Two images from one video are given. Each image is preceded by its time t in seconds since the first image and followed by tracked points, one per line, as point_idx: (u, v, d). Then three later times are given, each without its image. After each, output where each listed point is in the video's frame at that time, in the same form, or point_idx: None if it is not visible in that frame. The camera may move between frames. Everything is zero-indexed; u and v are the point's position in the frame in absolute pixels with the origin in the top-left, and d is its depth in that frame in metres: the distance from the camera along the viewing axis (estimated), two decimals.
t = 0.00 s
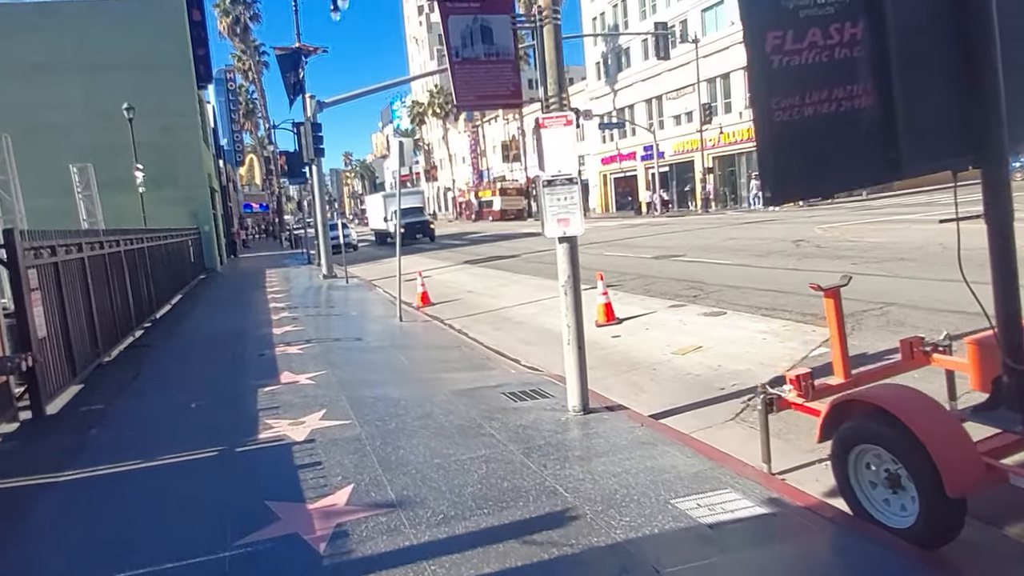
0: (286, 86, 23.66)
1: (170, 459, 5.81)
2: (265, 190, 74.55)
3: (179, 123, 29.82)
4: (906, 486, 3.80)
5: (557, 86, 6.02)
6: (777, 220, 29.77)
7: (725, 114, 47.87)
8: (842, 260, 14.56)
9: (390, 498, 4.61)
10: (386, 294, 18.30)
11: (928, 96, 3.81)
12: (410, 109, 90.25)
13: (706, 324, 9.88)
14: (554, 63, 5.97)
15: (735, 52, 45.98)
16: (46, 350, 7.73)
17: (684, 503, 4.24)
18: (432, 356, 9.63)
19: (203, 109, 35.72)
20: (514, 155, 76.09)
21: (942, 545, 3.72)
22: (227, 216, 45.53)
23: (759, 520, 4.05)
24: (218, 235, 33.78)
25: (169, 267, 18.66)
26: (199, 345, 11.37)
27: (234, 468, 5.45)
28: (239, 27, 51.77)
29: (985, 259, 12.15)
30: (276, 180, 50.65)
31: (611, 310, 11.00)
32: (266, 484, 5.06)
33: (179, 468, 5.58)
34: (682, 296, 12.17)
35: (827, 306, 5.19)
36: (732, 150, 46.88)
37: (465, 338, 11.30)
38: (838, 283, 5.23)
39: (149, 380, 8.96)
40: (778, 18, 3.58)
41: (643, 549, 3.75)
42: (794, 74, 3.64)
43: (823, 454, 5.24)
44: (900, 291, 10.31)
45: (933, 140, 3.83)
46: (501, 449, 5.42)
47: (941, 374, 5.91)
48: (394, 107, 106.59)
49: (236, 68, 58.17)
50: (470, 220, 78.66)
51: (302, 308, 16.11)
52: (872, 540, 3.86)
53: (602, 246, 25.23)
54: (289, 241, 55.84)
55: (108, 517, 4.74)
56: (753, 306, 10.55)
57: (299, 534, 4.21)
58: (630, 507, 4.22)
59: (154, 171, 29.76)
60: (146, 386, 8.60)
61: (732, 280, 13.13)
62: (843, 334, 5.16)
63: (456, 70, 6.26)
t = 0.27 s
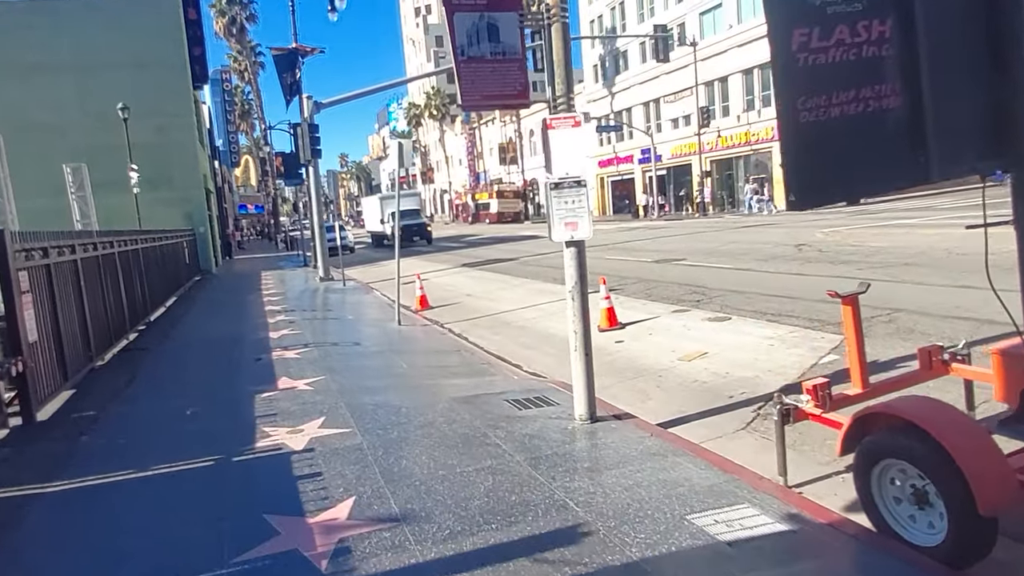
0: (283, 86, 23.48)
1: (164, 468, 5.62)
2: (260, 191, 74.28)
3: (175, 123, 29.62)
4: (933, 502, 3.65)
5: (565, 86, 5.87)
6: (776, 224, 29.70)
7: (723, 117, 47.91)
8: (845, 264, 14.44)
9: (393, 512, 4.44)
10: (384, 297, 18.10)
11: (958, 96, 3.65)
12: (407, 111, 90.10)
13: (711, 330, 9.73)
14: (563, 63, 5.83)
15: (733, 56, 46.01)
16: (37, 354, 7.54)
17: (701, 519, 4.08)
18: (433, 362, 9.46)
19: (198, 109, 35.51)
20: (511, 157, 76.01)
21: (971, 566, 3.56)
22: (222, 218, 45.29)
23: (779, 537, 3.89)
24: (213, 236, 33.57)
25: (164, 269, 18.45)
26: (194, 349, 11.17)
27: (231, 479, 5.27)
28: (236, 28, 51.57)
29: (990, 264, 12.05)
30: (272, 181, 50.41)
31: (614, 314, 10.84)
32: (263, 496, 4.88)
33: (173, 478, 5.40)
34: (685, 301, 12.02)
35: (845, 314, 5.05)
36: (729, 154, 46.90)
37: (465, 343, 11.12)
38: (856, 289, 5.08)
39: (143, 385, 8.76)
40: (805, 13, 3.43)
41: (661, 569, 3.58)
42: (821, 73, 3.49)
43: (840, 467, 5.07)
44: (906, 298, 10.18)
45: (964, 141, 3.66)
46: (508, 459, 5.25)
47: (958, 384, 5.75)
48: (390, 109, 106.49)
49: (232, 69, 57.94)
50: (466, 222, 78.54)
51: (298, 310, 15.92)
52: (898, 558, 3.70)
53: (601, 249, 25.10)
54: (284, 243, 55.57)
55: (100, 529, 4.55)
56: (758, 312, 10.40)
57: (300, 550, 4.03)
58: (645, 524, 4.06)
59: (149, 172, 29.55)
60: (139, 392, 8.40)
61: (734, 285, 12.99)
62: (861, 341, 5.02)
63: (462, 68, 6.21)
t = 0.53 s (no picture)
0: (282, 86, 23.30)
1: (165, 474, 5.47)
2: (258, 191, 74.01)
3: (173, 123, 29.45)
4: (967, 511, 3.51)
5: (576, 80, 5.72)
6: (777, 224, 29.59)
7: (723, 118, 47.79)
8: (851, 264, 14.31)
9: (402, 521, 4.29)
10: (384, 297, 17.93)
11: (993, 88, 3.50)
12: (405, 112, 89.88)
13: (719, 331, 9.57)
14: (573, 59, 5.71)
15: (732, 56, 45.92)
16: (33, 357, 7.37)
17: (723, 529, 3.93)
18: (436, 363, 9.31)
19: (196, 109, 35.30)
20: (510, 158, 75.87)
21: None
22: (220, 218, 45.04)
23: (805, 548, 3.75)
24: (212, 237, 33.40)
25: (162, 269, 18.27)
26: (193, 351, 11.01)
27: (233, 486, 5.12)
28: (234, 28, 51.35)
29: (998, 265, 11.92)
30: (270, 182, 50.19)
31: (619, 316, 10.69)
32: (267, 503, 4.72)
33: (174, 485, 5.24)
34: (690, 302, 11.87)
35: (866, 316, 4.91)
36: (729, 154, 46.79)
37: (469, 344, 10.95)
38: (877, 290, 4.94)
39: (142, 388, 8.60)
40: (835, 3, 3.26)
41: None
42: (853, 63, 3.33)
43: (862, 472, 4.93)
44: (915, 299, 10.06)
45: (998, 134, 3.53)
46: (519, 465, 5.09)
47: (980, 386, 5.62)
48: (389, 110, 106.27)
49: (230, 69, 57.70)
50: (464, 223, 78.34)
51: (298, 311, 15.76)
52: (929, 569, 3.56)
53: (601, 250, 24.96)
54: (282, 244, 55.35)
55: (99, 539, 4.40)
56: (766, 313, 10.27)
57: (307, 561, 3.88)
58: (665, 533, 3.91)
59: (147, 172, 29.38)
60: (138, 395, 8.23)
61: (739, 286, 12.85)
62: (884, 343, 4.87)
63: (471, 62, 6.11)
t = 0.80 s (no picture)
0: (282, 87, 23.13)
1: (170, 483, 5.32)
2: (257, 192, 73.81)
3: (173, 124, 29.30)
4: (1012, 523, 3.36)
5: (592, 76, 5.58)
6: (779, 224, 29.49)
7: (723, 117, 47.69)
8: (858, 264, 14.18)
9: (419, 533, 4.14)
10: (387, 299, 17.78)
11: None
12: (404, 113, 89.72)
13: (730, 332, 9.43)
14: (589, 55, 5.58)
15: (732, 56, 45.87)
16: (35, 361, 7.23)
17: (753, 540, 3.79)
18: (443, 366, 9.15)
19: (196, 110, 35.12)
20: (509, 158, 75.76)
21: None
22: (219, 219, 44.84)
23: (841, 561, 3.60)
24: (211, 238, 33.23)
25: (163, 271, 18.10)
26: (195, 354, 10.85)
27: (241, 495, 4.97)
28: (232, 29, 51.15)
29: (1009, 264, 11.80)
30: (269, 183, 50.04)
31: (628, 317, 10.54)
32: (278, 514, 4.58)
33: (180, 494, 5.09)
34: (698, 303, 11.73)
35: (894, 319, 4.77)
36: (730, 153, 46.69)
37: (475, 346, 10.80)
38: (905, 292, 4.79)
39: (145, 393, 8.45)
40: None
41: None
42: (894, 55, 3.18)
43: (890, 480, 4.77)
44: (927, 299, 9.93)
45: None
46: (536, 473, 4.95)
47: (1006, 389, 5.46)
48: (388, 110, 106.15)
49: (229, 70, 57.50)
50: (463, 223, 78.23)
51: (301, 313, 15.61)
52: None
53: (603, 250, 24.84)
54: (282, 245, 55.18)
55: (104, 552, 4.26)
56: (777, 314, 10.13)
57: None
58: (694, 545, 3.76)
59: (147, 173, 29.22)
60: (140, 400, 8.08)
61: (747, 286, 12.71)
62: (913, 346, 4.72)
63: (484, 58, 6.04)
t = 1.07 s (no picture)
0: (279, 88, 22.94)
1: (172, 494, 5.17)
2: (253, 194, 73.60)
3: (168, 126, 29.10)
4: None
5: (603, 73, 5.51)
6: (777, 222, 29.49)
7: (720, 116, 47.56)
8: (862, 262, 14.09)
9: (431, 546, 3.99)
10: (386, 300, 17.61)
11: None
12: (400, 114, 89.57)
13: (737, 333, 9.30)
14: (599, 50, 5.50)
15: (728, 55, 45.83)
16: (31, 368, 7.07)
17: (779, 551, 3.66)
18: (446, 369, 9.01)
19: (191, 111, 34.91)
20: (505, 158, 75.72)
21: None
22: (216, 221, 44.64)
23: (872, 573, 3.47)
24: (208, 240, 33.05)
25: (160, 274, 17.94)
26: (194, 358, 10.69)
27: (245, 505, 4.82)
28: (227, 30, 50.90)
29: (1016, 262, 11.72)
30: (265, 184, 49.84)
31: (632, 318, 10.41)
32: (284, 526, 4.43)
33: (182, 505, 4.94)
34: (703, 303, 11.61)
35: (917, 319, 4.65)
36: (727, 152, 46.55)
37: (477, 349, 10.64)
38: (928, 292, 4.66)
39: (143, 399, 8.30)
40: None
41: None
42: (928, 50, 3.11)
43: (912, 485, 4.65)
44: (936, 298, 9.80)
45: None
46: (549, 481, 4.81)
47: None
48: (384, 111, 105.87)
49: (224, 71, 57.28)
50: (460, 224, 78.13)
51: (299, 315, 15.44)
52: None
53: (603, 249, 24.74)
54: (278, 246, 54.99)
55: (103, 567, 4.11)
56: (784, 313, 9.99)
57: None
58: (717, 558, 3.63)
59: (142, 176, 29.03)
60: (139, 407, 7.93)
61: (751, 286, 12.61)
62: (935, 346, 4.61)
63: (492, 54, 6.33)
